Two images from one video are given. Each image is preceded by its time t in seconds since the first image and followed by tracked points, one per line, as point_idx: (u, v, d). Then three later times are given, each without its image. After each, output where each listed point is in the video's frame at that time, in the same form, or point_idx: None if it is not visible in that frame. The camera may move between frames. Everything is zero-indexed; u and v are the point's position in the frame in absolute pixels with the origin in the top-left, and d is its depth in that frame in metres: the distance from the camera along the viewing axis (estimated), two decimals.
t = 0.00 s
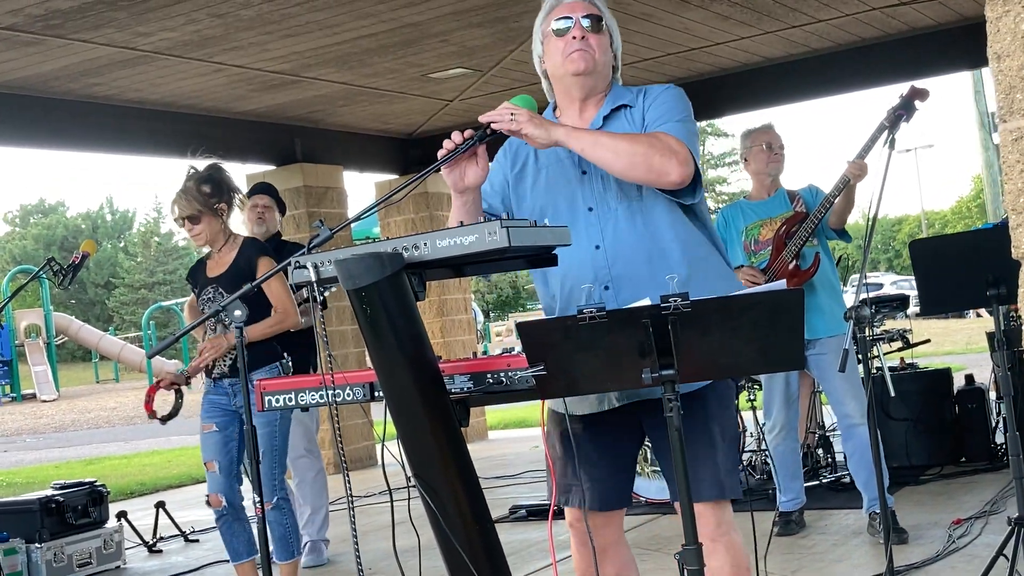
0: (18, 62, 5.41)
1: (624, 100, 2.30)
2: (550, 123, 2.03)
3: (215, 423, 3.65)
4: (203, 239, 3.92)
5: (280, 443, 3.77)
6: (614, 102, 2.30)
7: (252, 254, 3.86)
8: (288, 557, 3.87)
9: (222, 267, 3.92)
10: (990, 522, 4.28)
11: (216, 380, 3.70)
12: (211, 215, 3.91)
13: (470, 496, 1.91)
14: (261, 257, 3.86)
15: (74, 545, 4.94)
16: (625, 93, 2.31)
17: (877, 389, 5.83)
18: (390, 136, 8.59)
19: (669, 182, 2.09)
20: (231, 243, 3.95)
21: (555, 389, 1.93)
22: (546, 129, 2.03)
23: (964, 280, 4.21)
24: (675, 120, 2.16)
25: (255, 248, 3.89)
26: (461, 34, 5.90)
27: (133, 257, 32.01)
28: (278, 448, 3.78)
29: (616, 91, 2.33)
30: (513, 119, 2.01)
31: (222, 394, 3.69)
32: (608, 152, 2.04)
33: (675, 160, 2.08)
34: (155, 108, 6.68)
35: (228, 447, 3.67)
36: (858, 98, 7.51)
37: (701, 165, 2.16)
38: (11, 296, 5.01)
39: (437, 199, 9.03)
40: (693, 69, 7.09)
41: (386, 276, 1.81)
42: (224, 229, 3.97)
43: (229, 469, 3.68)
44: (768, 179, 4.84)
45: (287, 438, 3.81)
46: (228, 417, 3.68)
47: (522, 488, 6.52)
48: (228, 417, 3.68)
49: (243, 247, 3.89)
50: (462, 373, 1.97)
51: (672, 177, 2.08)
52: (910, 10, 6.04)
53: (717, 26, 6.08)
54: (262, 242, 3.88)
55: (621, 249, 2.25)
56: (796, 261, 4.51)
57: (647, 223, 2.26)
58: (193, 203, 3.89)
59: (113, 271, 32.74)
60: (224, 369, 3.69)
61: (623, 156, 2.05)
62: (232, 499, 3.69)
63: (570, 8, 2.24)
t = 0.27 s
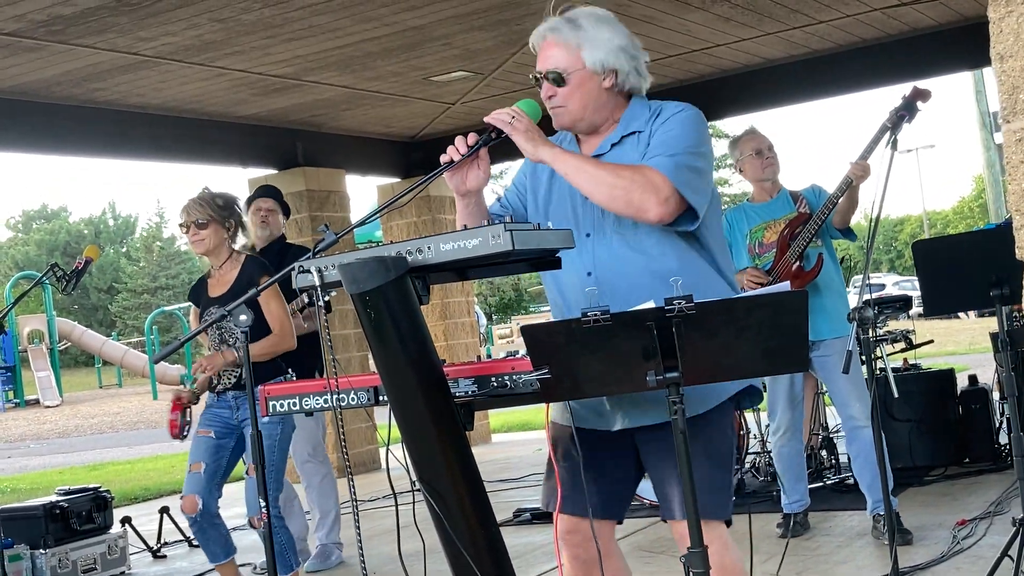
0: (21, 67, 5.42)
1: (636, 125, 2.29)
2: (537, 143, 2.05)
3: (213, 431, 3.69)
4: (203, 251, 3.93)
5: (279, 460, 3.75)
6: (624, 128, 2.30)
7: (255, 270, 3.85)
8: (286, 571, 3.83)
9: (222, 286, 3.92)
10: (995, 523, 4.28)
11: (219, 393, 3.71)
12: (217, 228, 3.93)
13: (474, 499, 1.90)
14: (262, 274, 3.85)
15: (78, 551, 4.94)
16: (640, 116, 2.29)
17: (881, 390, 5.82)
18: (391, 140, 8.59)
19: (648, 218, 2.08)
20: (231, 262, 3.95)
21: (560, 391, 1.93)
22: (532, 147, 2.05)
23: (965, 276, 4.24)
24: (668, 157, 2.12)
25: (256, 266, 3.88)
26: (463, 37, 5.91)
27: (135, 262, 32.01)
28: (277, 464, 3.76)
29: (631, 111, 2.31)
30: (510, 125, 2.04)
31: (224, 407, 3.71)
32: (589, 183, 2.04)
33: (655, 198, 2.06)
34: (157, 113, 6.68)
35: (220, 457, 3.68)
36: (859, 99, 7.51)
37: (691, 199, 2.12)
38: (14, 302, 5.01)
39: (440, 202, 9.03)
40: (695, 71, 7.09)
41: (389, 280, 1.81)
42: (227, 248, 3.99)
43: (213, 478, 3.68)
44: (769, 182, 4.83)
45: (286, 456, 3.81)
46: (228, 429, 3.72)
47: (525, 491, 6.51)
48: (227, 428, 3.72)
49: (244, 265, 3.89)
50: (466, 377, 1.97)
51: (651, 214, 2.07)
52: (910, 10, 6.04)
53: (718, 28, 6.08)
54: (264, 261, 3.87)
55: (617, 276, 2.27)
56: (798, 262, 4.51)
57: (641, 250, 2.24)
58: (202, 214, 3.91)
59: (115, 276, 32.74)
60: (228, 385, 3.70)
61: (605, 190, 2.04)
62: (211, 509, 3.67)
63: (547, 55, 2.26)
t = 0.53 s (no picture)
0: (24, 73, 5.43)
1: (602, 127, 2.31)
2: (522, 150, 2.07)
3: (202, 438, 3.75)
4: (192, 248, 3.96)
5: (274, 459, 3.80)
6: (593, 131, 2.33)
7: (239, 270, 3.87)
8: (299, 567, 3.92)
9: (207, 284, 3.94)
10: (1001, 523, 4.28)
11: (205, 400, 3.81)
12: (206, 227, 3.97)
13: (481, 503, 1.91)
14: (245, 271, 3.88)
15: (85, 556, 4.94)
16: (608, 119, 2.31)
17: (886, 391, 5.82)
18: (395, 143, 8.60)
19: (626, 234, 2.09)
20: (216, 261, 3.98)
21: (566, 394, 1.94)
22: (518, 153, 2.08)
23: (967, 274, 4.23)
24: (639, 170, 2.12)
25: (242, 266, 3.89)
26: (465, 40, 5.91)
27: (139, 267, 32.02)
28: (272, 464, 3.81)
29: (601, 113, 2.33)
30: (502, 128, 2.08)
31: (210, 412, 3.80)
32: (569, 195, 2.05)
33: (634, 216, 2.06)
34: (160, 118, 6.69)
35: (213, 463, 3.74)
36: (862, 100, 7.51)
37: (666, 217, 2.12)
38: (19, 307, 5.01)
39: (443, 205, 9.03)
40: (697, 72, 7.09)
41: (395, 284, 1.82)
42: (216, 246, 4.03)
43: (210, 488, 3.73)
44: (775, 181, 4.83)
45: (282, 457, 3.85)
46: (217, 436, 3.80)
47: (531, 494, 6.51)
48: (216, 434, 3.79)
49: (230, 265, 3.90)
50: (473, 379, 1.90)
51: (630, 232, 2.07)
52: (913, 11, 6.04)
53: (720, 29, 6.08)
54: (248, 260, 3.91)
55: (569, 277, 2.30)
56: (802, 262, 4.51)
57: (596, 248, 2.27)
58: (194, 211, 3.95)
59: (119, 281, 32.76)
60: (212, 389, 3.80)
61: (584, 203, 2.05)
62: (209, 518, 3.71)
63: (532, 52, 2.26)
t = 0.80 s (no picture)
0: (30, 76, 5.44)
1: (590, 120, 2.32)
2: (528, 145, 2.05)
3: (168, 449, 4.10)
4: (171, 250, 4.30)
5: (242, 466, 4.14)
6: (579, 122, 2.33)
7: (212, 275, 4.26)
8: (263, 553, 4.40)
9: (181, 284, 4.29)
10: (1008, 523, 4.27)
11: (167, 403, 4.13)
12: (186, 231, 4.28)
13: (489, 503, 1.91)
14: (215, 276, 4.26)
15: (92, 558, 4.94)
16: (593, 112, 2.32)
17: (892, 391, 5.81)
18: (399, 145, 8.60)
19: (632, 228, 2.10)
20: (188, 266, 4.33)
21: (573, 396, 1.93)
22: (522, 149, 2.05)
23: (976, 274, 4.22)
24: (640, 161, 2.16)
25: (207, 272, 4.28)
26: (470, 41, 5.91)
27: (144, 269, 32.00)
28: (241, 471, 4.15)
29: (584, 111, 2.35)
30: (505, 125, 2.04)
31: (174, 419, 4.13)
32: (576, 189, 2.05)
33: (640, 209, 2.09)
34: (165, 120, 6.70)
35: (182, 472, 4.13)
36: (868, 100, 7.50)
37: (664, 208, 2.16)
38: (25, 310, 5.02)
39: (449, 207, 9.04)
40: (702, 73, 7.09)
41: (403, 285, 1.82)
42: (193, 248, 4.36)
43: (183, 497, 4.15)
44: (780, 182, 4.83)
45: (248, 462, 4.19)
46: (181, 442, 4.14)
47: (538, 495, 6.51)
48: (179, 442, 4.14)
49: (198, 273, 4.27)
50: (480, 381, 1.91)
51: (636, 225, 2.09)
52: (918, 11, 6.04)
53: (725, 29, 6.08)
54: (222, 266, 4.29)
55: (564, 280, 2.30)
56: (805, 263, 4.49)
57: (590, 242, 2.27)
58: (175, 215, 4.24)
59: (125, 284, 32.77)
60: (174, 391, 4.10)
61: (590, 197, 2.06)
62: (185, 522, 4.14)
63: (528, 47, 2.25)
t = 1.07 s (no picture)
0: (36, 79, 5.45)
1: (608, 138, 2.35)
2: (541, 153, 2.06)
3: (147, 459, 3.98)
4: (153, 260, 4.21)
5: (203, 473, 3.89)
6: (598, 140, 2.36)
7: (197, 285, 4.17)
8: None
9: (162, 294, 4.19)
10: (1014, 524, 4.27)
11: (147, 414, 4.00)
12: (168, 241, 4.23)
13: (496, 505, 1.92)
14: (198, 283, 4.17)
15: (99, 560, 4.95)
16: (612, 128, 2.36)
17: (898, 392, 5.81)
18: (404, 147, 8.61)
19: (635, 243, 2.13)
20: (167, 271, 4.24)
21: (579, 397, 1.93)
22: (532, 156, 2.06)
23: (982, 275, 4.23)
24: (656, 181, 2.21)
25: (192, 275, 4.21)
26: (475, 43, 5.92)
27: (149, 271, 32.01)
28: (201, 478, 3.90)
29: (603, 122, 2.37)
30: (516, 132, 2.04)
31: (152, 428, 4.00)
32: (585, 200, 2.07)
33: (646, 226, 2.12)
34: (171, 123, 6.71)
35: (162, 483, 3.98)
36: (873, 101, 7.50)
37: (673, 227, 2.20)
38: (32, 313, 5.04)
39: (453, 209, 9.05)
40: (706, 74, 7.10)
41: (410, 287, 1.83)
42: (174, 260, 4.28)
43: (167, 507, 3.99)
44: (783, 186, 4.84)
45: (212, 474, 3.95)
46: (163, 453, 4.01)
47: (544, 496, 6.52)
48: (160, 453, 4.00)
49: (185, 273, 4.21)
50: (487, 383, 1.91)
51: (640, 240, 2.12)
52: (923, 11, 6.04)
53: (729, 31, 6.08)
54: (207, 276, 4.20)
55: (576, 282, 2.31)
56: (810, 262, 4.50)
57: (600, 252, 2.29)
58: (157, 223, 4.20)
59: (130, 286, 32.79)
60: (155, 402, 3.97)
61: (599, 209, 2.08)
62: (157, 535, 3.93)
63: (536, 54, 2.27)
